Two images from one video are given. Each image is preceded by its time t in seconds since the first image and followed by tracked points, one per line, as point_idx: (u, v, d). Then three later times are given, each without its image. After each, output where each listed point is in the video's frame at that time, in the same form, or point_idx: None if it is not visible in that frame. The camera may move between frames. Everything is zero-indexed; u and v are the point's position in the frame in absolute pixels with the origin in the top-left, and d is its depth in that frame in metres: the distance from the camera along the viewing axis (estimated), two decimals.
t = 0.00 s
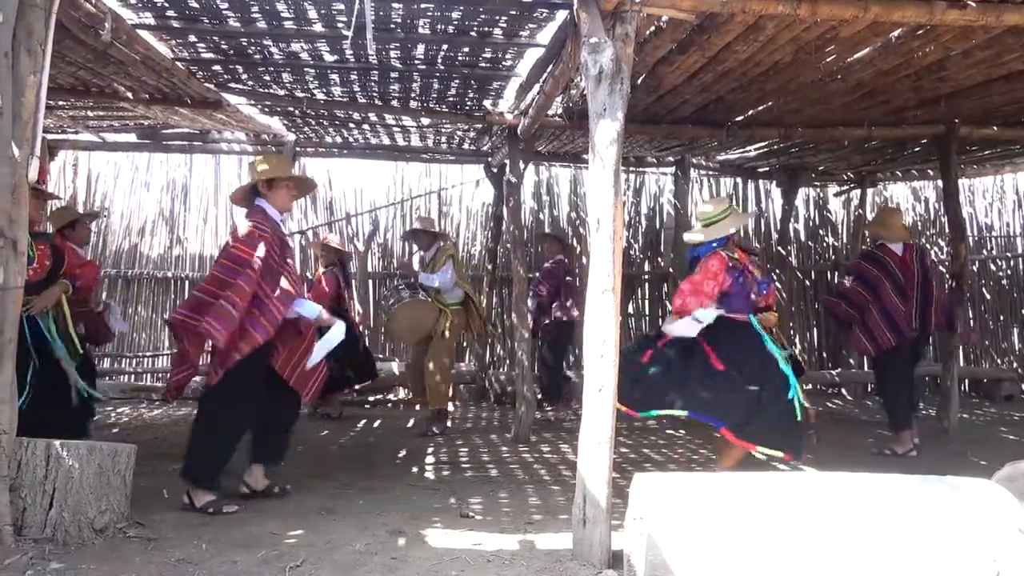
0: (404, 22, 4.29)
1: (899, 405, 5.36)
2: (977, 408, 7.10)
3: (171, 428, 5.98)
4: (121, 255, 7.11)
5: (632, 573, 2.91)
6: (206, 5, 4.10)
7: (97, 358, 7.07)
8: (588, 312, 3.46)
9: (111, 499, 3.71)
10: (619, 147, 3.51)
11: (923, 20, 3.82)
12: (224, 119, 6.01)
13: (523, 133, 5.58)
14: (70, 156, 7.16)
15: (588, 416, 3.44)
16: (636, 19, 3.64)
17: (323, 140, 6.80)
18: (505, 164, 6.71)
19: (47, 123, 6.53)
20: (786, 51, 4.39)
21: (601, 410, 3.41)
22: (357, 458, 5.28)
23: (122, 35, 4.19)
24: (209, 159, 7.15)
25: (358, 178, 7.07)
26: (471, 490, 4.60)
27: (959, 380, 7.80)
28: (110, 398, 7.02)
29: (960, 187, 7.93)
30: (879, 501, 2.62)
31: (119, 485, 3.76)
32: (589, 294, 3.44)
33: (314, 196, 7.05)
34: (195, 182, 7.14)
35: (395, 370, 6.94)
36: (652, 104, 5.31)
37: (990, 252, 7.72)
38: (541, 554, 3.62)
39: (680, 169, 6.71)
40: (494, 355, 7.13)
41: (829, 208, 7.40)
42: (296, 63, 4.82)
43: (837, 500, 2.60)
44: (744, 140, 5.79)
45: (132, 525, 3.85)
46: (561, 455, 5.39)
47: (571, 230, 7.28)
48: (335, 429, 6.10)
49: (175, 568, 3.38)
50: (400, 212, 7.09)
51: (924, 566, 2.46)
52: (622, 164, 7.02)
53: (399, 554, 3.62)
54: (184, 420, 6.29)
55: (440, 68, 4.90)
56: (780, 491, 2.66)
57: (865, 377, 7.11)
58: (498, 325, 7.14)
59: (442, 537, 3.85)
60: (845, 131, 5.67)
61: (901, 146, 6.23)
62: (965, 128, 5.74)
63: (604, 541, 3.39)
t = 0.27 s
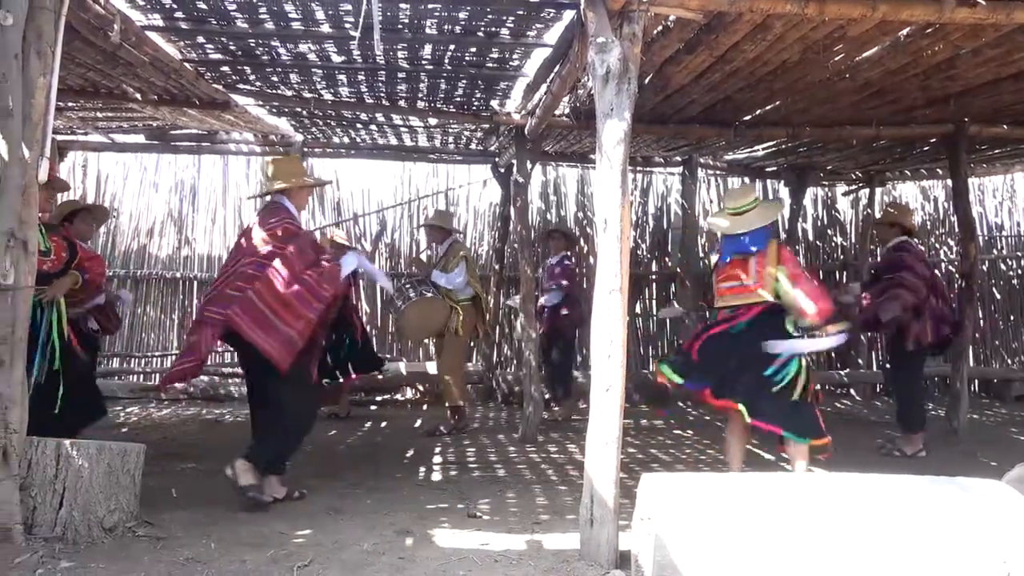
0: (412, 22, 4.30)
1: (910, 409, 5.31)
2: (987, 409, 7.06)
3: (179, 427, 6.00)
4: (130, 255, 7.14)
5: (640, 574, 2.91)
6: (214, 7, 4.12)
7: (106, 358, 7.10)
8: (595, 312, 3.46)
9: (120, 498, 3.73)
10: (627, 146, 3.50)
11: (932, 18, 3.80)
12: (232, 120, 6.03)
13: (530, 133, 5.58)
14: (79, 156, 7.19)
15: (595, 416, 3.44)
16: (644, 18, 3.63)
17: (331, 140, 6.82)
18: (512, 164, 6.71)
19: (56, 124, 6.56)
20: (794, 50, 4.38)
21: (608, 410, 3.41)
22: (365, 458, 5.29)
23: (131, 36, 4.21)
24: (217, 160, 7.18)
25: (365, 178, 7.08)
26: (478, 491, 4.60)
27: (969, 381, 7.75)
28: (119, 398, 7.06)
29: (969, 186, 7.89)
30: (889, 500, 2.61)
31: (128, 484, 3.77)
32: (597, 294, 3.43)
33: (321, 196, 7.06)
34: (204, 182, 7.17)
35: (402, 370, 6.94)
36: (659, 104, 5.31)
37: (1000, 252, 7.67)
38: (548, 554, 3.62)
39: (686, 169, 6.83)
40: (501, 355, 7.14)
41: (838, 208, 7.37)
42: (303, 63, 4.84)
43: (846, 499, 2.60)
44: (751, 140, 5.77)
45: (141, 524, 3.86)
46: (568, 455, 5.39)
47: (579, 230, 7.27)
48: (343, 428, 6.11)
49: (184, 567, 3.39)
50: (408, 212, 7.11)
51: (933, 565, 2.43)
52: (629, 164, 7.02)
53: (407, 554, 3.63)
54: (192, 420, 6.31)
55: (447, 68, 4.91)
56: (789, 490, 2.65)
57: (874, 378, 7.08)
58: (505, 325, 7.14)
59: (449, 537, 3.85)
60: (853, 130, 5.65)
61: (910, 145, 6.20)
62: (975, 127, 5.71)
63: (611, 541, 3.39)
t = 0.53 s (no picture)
0: (421, 23, 4.31)
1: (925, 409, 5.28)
2: (1001, 409, 7.01)
3: (191, 427, 6.03)
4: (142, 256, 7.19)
5: (650, 575, 2.90)
6: (225, 8, 4.14)
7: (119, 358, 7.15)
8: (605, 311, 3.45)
9: (133, 497, 3.74)
10: (637, 146, 3.50)
11: (944, 16, 3.77)
12: (243, 121, 6.06)
13: (539, 133, 5.58)
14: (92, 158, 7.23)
15: (605, 416, 3.44)
16: (653, 18, 3.63)
17: (341, 141, 6.84)
18: (521, 164, 6.72)
19: (69, 126, 6.61)
20: (804, 49, 4.36)
21: (618, 410, 3.40)
22: (375, 458, 5.30)
23: (142, 39, 4.24)
24: (228, 161, 7.21)
25: (375, 179, 7.10)
26: (488, 491, 4.61)
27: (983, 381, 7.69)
28: (131, 397, 7.10)
29: (983, 185, 7.82)
30: (900, 499, 2.59)
31: (141, 483, 3.78)
32: (606, 293, 3.43)
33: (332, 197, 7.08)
34: (215, 183, 7.21)
35: (412, 370, 6.95)
36: (668, 103, 5.29)
37: (1014, 251, 7.61)
38: (558, 555, 3.62)
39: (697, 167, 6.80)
40: (511, 355, 7.15)
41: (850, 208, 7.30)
42: (314, 64, 4.86)
43: (857, 498, 2.58)
44: (762, 139, 5.75)
45: (154, 523, 3.87)
46: (578, 456, 5.38)
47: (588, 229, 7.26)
48: (353, 428, 6.13)
49: (195, 566, 3.41)
50: (418, 212, 7.11)
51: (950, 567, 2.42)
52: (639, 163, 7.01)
53: (417, 553, 3.63)
54: (204, 419, 6.35)
55: (457, 69, 4.92)
56: (798, 488, 2.64)
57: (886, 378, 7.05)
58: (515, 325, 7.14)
59: (459, 537, 3.86)
60: (865, 129, 5.62)
61: (922, 143, 6.16)
62: (988, 126, 5.66)
63: (621, 542, 3.38)
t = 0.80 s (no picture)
0: (430, 23, 4.31)
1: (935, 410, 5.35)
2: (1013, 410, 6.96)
3: (201, 427, 6.06)
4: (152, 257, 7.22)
5: None
6: (235, 10, 4.15)
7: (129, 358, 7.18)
8: (614, 312, 3.45)
9: (143, 496, 3.76)
10: (645, 146, 3.49)
11: (956, 14, 3.74)
12: (253, 122, 6.08)
13: (548, 133, 5.58)
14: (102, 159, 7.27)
15: (613, 416, 3.43)
16: (662, 17, 3.62)
17: (350, 141, 6.86)
18: (530, 164, 6.72)
19: (80, 127, 6.65)
20: (814, 48, 4.34)
21: (627, 410, 3.40)
22: (383, 457, 5.32)
23: (153, 40, 4.26)
24: (237, 161, 7.24)
25: (384, 180, 7.12)
26: (497, 490, 4.61)
27: (994, 381, 7.65)
28: (142, 397, 7.14)
29: (994, 184, 7.77)
30: (911, 501, 2.58)
31: (151, 483, 3.80)
32: (615, 294, 3.42)
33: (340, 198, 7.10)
34: (225, 184, 7.24)
35: (421, 370, 6.96)
36: (677, 103, 5.28)
37: None
38: (567, 555, 3.62)
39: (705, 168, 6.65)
40: (519, 355, 7.17)
41: (859, 207, 7.31)
42: (323, 65, 4.87)
43: (867, 498, 2.57)
44: (771, 138, 5.73)
45: (164, 522, 3.89)
46: (586, 456, 5.38)
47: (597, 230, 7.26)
48: (363, 428, 6.14)
49: (205, 565, 3.43)
50: (426, 213, 7.12)
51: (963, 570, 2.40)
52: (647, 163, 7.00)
53: (426, 553, 3.64)
54: (214, 419, 6.38)
55: (465, 69, 4.92)
56: (807, 488, 2.64)
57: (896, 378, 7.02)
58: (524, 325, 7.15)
59: (468, 537, 3.86)
60: (875, 128, 5.59)
61: (933, 143, 6.12)
62: (1000, 125, 5.62)
63: (630, 542, 3.37)
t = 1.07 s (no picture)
0: (438, 24, 4.32)
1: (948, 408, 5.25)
2: None
3: (211, 426, 6.09)
4: (162, 257, 7.26)
5: None
6: (244, 11, 4.17)
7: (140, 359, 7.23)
8: (622, 312, 3.44)
9: (154, 496, 3.78)
10: (653, 146, 3.48)
11: (966, 12, 3.72)
12: (262, 123, 6.10)
13: (556, 133, 5.57)
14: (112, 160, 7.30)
15: (622, 416, 3.42)
16: (671, 17, 3.62)
17: (358, 142, 6.87)
18: (538, 164, 6.72)
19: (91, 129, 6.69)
20: (823, 46, 4.32)
21: (635, 410, 3.39)
22: (392, 457, 5.33)
23: (163, 42, 4.28)
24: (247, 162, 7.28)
25: (392, 180, 7.13)
26: (505, 490, 4.61)
27: (1006, 382, 7.60)
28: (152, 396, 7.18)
29: (1006, 183, 7.72)
30: (927, 500, 2.52)
31: (161, 482, 3.83)
32: (623, 294, 3.42)
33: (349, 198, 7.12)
34: (234, 185, 7.28)
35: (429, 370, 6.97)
36: (685, 102, 5.27)
37: None
38: (575, 555, 3.62)
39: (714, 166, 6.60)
40: (528, 355, 7.17)
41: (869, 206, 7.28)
42: (331, 66, 4.89)
43: (875, 498, 2.56)
44: (780, 138, 5.71)
45: (173, 521, 3.91)
46: (595, 456, 5.38)
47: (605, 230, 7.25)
48: (370, 428, 6.16)
49: (215, 564, 3.44)
50: (434, 213, 7.14)
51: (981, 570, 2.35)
52: (656, 163, 6.98)
53: (434, 553, 3.64)
54: (224, 419, 6.41)
55: (473, 69, 4.92)
56: (815, 488, 2.63)
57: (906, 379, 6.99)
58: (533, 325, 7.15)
59: (476, 537, 3.86)
60: (885, 127, 5.56)
61: (944, 142, 6.09)
62: (1012, 123, 5.58)
63: (639, 543, 3.37)
